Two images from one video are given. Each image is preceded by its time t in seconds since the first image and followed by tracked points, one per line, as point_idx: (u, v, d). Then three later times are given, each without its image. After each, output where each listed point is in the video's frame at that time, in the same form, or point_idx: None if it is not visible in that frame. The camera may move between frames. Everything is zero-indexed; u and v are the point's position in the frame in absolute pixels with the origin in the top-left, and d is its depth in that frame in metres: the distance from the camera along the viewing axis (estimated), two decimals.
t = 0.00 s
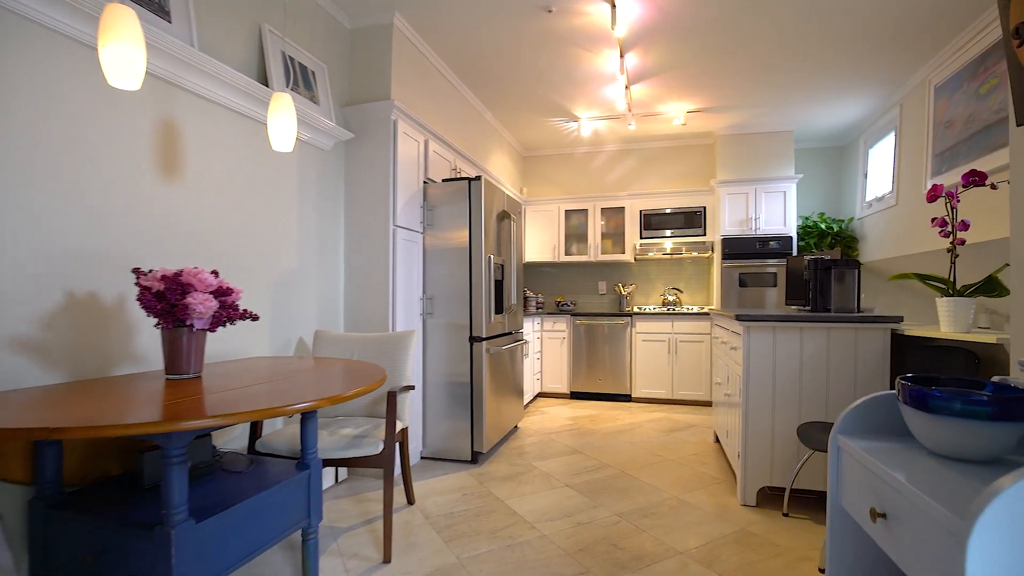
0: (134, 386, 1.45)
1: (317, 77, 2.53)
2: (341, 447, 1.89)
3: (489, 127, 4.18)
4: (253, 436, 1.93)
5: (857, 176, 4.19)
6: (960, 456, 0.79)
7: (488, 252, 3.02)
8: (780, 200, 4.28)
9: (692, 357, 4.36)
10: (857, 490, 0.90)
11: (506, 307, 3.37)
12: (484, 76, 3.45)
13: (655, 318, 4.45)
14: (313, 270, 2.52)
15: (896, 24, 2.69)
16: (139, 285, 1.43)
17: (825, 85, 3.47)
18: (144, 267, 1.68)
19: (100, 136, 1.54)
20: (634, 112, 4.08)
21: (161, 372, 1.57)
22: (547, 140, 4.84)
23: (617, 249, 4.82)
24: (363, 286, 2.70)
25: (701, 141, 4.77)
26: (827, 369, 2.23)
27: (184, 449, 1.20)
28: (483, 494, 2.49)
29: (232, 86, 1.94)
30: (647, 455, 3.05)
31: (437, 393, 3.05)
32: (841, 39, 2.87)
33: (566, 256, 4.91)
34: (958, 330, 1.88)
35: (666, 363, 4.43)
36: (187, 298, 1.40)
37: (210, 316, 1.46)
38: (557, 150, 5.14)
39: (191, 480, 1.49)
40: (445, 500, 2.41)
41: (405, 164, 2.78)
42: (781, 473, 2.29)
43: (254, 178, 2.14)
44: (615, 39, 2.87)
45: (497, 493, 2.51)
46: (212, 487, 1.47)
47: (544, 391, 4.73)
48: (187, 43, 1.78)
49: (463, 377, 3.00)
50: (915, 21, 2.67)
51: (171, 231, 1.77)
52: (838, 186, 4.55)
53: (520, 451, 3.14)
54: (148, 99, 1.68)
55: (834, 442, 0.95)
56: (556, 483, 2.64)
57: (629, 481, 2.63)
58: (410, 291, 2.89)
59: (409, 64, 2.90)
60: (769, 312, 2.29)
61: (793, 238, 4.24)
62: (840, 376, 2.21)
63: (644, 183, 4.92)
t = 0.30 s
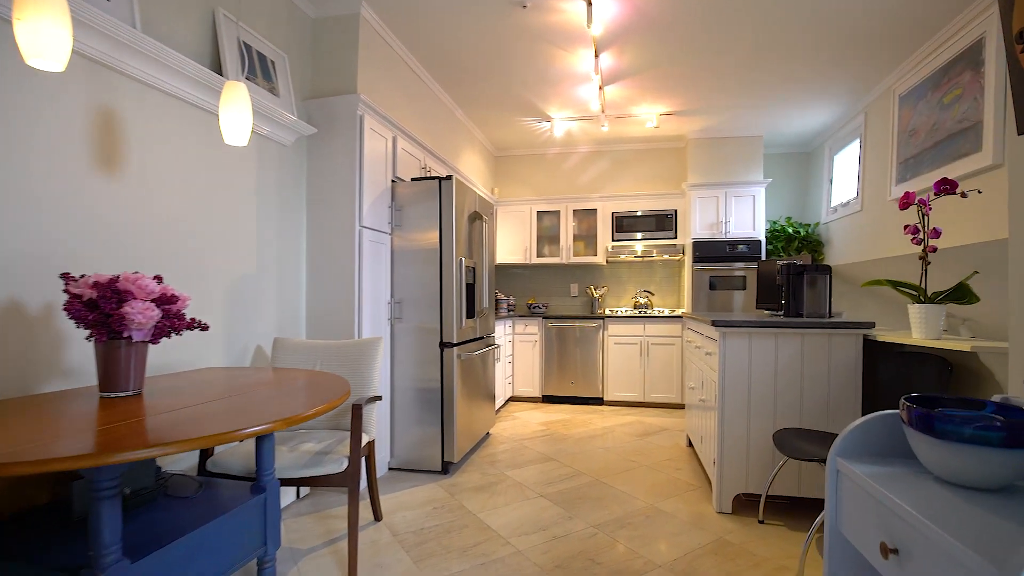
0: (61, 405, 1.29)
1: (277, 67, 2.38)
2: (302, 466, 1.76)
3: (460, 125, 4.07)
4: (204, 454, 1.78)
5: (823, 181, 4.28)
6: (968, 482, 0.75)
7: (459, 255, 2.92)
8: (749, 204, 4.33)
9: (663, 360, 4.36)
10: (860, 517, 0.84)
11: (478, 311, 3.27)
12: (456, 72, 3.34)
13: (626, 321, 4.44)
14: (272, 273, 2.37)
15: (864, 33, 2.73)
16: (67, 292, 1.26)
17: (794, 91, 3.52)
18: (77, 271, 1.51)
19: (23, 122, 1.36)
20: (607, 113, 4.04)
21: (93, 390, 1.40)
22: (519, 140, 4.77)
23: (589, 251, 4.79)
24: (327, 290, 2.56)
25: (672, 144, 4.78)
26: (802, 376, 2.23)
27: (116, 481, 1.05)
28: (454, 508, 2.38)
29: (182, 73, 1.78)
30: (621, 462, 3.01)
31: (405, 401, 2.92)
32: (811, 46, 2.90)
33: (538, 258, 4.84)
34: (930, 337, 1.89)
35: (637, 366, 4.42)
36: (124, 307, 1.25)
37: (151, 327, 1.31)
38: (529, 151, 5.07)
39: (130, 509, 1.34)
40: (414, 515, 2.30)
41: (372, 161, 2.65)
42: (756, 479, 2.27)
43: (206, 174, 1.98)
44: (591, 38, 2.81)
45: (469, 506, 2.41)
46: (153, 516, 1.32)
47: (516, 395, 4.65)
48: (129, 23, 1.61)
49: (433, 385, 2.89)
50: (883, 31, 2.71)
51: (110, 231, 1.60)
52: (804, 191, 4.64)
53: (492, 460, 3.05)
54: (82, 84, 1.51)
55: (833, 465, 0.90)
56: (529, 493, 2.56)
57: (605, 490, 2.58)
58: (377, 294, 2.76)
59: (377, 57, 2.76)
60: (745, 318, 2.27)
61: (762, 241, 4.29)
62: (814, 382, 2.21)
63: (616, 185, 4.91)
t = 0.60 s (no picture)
0: None
1: (232, 55, 2.23)
2: (258, 486, 1.63)
3: (429, 123, 3.96)
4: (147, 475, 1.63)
5: (789, 187, 4.36)
6: (974, 508, 0.71)
7: (429, 256, 2.82)
8: (718, 208, 4.37)
9: (635, 362, 4.36)
10: (859, 544, 0.79)
11: (448, 315, 3.17)
12: (425, 67, 3.23)
13: (598, 323, 4.41)
14: (227, 274, 2.21)
15: (831, 41, 2.77)
16: None
17: (763, 96, 3.56)
18: None
19: None
20: (579, 114, 4.01)
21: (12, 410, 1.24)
22: (490, 139, 4.68)
23: (560, 252, 4.75)
24: (288, 293, 2.42)
25: (643, 147, 4.79)
26: (774, 380, 2.23)
27: (33, 518, 0.92)
28: (423, 521, 2.28)
29: (123, 56, 1.62)
30: (594, 467, 2.96)
31: (372, 409, 2.80)
32: (780, 52, 2.93)
33: (509, 259, 4.77)
34: (900, 342, 1.91)
35: (609, 369, 4.40)
36: (50, 316, 1.11)
37: (82, 339, 1.17)
38: (500, 151, 4.99)
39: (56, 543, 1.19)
40: (381, 531, 2.18)
41: (336, 158, 2.52)
42: (730, 485, 2.26)
43: (151, 167, 1.82)
44: (565, 36, 2.75)
45: (439, 519, 2.31)
46: (82, 550, 1.17)
47: (486, 399, 4.56)
48: None
49: (402, 392, 2.78)
50: (849, 40, 2.76)
51: (37, 228, 1.43)
52: (770, 195, 4.72)
53: (462, 468, 2.95)
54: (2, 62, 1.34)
55: (829, 487, 0.85)
56: (502, 503, 2.47)
57: (579, 498, 2.52)
58: (342, 298, 2.62)
59: (342, 49, 2.63)
60: (719, 322, 2.26)
61: (730, 244, 4.33)
62: (787, 386, 2.21)
63: (587, 186, 4.89)
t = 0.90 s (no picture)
0: None
1: (184, 39, 2.06)
2: (213, 509, 1.50)
3: (398, 119, 3.83)
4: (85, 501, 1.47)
5: (755, 191, 4.46)
6: (986, 534, 0.68)
7: (398, 258, 2.71)
8: (687, 211, 4.41)
9: (606, 365, 4.35)
10: (865, 571, 0.75)
11: (418, 319, 3.07)
12: (395, 61, 3.11)
13: (569, 326, 4.38)
14: (178, 277, 2.04)
15: (801, 48, 2.81)
16: None
17: (732, 101, 3.60)
18: None
19: None
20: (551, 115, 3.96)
21: None
22: (461, 138, 4.58)
23: (532, 254, 4.69)
24: (246, 297, 2.27)
25: (614, 149, 4.79)
26: (749, 386, 2.23)
27: None
28: (393, 537, 2.17)
29: (60, 36, 1.45)
30: (567, 474, 2.91)
31: (338, 418, 2.66)
32: (751, 58, 2.96)
33: (479, 260, 4.68)
34: (871, 347, 1.93)
35: (580, 372, 4.37)
36: None
37: (3, 355, 1.03)
38: (470, 150, 4.90)
39: None
40: (348, 549, 2.06)
41: (300, 154, 2.38)
42: (706, 491, 2.24)
43: (91, 160, 1.65)
44: (541, 34, 2.69)
45: (410, 534, 2.21)
46: None
47: (456, 403, 4.46)
48: None
49: (369, 400, 2.65)
50: (817, 48, 2.80)
51: None
52: (737, 200, 4.81)
53: (433, 478, 2.85)
54: None
55: (834, 510, 0.81)
56: (475, 515, 2.39)
57: (554, 507, 2.47)
58: (305, 302, 2.48)
59: (306, 39, 2.49)
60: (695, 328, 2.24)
61: (700, 248, 4.38)
62: (761, 391, 2.22)
63: (559, 188, 4.85)
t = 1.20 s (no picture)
0: None
1: (135, 25, 1.90)
2: (167, 537, 1.37)
3: (367, 116, 3.69)
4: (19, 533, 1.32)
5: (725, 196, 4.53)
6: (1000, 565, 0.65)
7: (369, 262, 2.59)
8: (659, 214, 4.43)
9: (579, 368, 4.33)
10: None
11: (389, 324, 2.95)
12: (365, 56, 2.99)
13: (543, 329, 4.34)
14: (127, 281, 1.88)
15: (774, 55, 2.84)
16: None
17: (705, 106, 3.63)
18: None
19: None
20: (525, 116, 3.91)
21: None
22: (432, 137, 4.47)
23: (504, 256, 4.63)
24: (205, 303, 2.12)
25: (587, 152, 4.78)
26: (726, 392, 2.23)
27: None
28: (364, 555, 2.07)
29: None
30: (543, 481, 2.86)
31: (304, 430, 2.53)
32: (726, 63, 2.97)
33: (451, 262, 4.58)
34: (845, 353, 1.96)
35: (553, 375, 4.34)
36: None
37: None
38: (441, 149, 4.79)
39: None
40: (316, 570, 1.95)
41: (263, 151, 2.25)
42: (684, 497, 2.23)
43: (26, 151, 1.49)
44: (517, 32, 2.63)
45: (381, 551, 2.11)
46: None
47: (427, 409, 4.35)
48: None
49: (338, 410, 2.53)
50: (789, 56, 2.84)
51: None
52: (706, 204, 4.87)
53: (404, 489, 2.75)
54: None
55: (840, 537, 0.78)
56: (450, 528, 2.30)
57: (531, 517, 2.41)
58: (270, 307, 2.35)
59: (271, 29, 2.35)
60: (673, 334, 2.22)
61: (672, 251, 4.41)
62: (738, 396, 2.22)
63: (532, 189, 4.80)
